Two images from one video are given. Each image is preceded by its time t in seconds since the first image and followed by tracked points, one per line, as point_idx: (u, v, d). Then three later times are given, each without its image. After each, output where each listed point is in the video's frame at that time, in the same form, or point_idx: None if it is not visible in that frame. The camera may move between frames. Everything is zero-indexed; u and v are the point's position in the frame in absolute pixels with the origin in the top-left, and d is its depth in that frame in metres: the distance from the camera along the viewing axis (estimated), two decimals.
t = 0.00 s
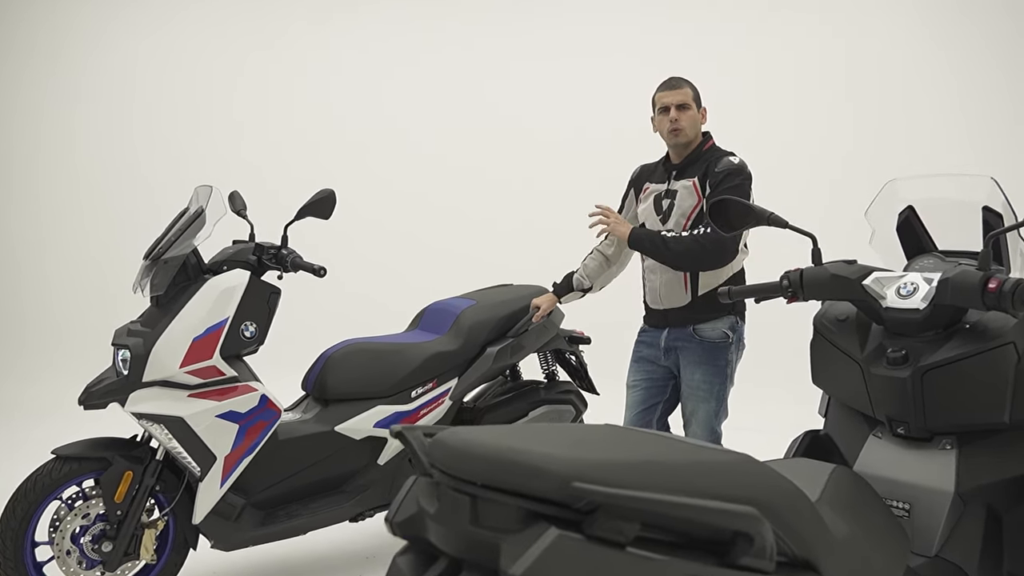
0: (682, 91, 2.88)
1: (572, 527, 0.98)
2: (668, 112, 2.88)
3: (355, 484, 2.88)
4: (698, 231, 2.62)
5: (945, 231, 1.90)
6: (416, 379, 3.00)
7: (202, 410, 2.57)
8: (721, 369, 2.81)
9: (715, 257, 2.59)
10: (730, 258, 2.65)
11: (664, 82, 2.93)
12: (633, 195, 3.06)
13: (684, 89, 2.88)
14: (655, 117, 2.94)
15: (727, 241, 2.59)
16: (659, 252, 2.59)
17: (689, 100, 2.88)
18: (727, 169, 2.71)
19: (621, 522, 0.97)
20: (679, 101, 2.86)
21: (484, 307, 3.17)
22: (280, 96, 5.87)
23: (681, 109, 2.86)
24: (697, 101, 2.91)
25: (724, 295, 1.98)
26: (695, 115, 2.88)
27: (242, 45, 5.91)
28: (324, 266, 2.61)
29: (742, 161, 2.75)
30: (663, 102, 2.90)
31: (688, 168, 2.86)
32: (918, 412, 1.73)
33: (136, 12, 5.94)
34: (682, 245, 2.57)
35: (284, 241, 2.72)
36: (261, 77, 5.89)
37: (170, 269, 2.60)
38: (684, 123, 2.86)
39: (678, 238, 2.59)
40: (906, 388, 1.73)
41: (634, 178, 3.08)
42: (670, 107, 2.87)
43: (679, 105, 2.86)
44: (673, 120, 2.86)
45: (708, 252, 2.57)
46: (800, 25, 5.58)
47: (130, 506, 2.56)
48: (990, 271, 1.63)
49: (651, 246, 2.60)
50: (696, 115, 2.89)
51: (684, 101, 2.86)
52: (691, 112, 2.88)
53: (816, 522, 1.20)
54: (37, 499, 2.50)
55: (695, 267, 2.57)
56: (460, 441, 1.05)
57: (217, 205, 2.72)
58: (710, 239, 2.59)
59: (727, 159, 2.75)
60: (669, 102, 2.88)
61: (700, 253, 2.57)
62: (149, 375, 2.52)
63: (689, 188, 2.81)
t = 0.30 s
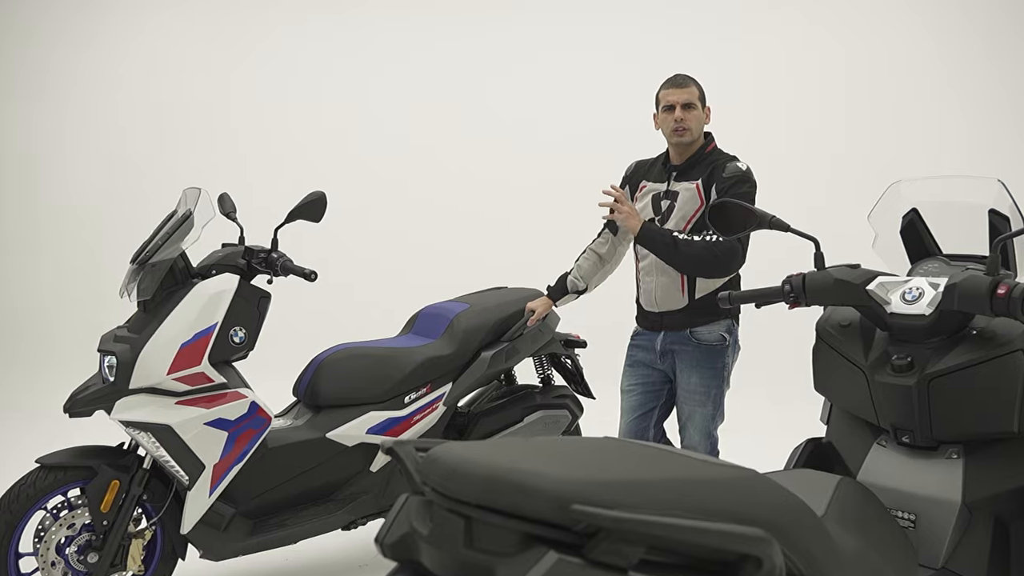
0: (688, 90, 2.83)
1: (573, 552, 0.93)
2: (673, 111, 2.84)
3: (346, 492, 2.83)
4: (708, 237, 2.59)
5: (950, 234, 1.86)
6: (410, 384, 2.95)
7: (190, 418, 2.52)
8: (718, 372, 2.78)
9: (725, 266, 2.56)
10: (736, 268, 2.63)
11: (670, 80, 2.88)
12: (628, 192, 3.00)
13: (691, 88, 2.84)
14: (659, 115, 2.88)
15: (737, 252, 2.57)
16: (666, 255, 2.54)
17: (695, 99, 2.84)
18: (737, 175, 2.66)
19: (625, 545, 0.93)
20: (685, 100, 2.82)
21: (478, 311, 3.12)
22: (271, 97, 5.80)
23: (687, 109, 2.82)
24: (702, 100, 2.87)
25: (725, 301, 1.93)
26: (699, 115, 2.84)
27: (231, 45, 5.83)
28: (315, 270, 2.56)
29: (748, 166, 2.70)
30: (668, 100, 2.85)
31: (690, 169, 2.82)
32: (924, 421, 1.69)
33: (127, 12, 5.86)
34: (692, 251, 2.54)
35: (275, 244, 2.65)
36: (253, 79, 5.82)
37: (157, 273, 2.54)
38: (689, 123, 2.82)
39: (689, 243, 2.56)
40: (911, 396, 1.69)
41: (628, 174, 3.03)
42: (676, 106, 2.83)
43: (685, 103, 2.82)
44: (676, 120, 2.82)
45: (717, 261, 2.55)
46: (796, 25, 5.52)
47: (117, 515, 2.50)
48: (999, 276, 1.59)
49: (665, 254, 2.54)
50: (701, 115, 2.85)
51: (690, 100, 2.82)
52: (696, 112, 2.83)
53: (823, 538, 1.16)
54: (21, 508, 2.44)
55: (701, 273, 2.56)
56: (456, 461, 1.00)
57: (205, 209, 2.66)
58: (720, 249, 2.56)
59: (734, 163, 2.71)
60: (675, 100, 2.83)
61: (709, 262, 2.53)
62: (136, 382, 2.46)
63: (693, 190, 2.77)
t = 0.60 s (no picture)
0: (676, 97, 2.74)
1: None
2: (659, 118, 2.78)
3: (335, 501, 2.77)
4: (710, 260, 2.53)
5: (955, 239, 1.82)
6: (401, 390, 2.89)
7: (175, 426, 2.45)
8: (712, 378, 2.72)
9: (724, 287, 2.53)
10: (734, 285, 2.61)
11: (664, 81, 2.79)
12: (622, 193, 2.94)
13: (678, 94, 2.74)
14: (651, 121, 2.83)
15: (735, 277, 2.54)
16: (669, 284, 2.50)
17: (683, 107, 2.74)
18: (736, 187, 2.57)
19: None
20: (671, 108, 2.74)
21: (471, 315, 3.06)
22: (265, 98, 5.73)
23: (672, 118, 2.75)
24: (693, 105, 2.76)
25: (722, 308, 1.88)
26: (689, 122, 2.75)
27: (224, 43, 5.76)
28: (302, 275, 2.50)
29: (747, 177, 2.59)
30: (656, 107, 2.78)
31: (688, 173, 2.77)
32: (929, 431, 1.64)
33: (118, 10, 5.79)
34: (694, 280, 2.50)
35: (261, 247, 2.58)
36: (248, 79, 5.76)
37: (139, 277, 2.48)
38: (673, 132, 2.75)
39: (689, 271, 2.51)
40: (916, 405, 1.64)
41: (622, 173, 2.96)
42: (661, 114, 2.76)
43: (669, 112, 2.74)
44: (661, 129, 2.77)
45: (717, 285, 2.52)
46: (796, 25, 5.47)
47: (99, 526, 2.43)
48: (1007, 282, 1.54)
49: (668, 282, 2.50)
50: (690, 122, 2.75)
51: (676, 108, 2.74)
52: (684, 119, 2.74)
53: (827, 559, 1.11)
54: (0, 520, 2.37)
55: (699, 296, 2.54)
56: (438, 484, 0.95)
57: (190, 212, 2.59)
58: (718, 274, 2.52)
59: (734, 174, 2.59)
60: (661, 108, 2.76)
61: (710, 287, 2.51)
62: (119, 390, 2.40)
63: (689, 196, 2.73)
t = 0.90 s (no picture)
0: (652, 102, 2.68)
1: None
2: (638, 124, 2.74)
3: (322, 510, 2.71)
4: (698, 264, 2.48)
5: (959, 246, 1.76)
6: (389, 397, 2.82)
7: (155, 435, 2.38)
8: (705, 383, 2.67)
9: (716, 289, 2.49)
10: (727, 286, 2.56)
11: (646, 84, 2.73)
12: (613, 196, 2.90)
13: (653, 100, 2.68)
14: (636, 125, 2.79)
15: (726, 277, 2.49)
16: (655, 288, 2.48)
17: (657, 113, 2.68)
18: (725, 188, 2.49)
19: None
20: (644, 115, 2.69)
21: (461, 319, 3.00)
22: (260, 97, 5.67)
23: (647, 124, 2.69)
24: (671, 110, 2.68)
25: (717, 313, 1.82)
26: (664, 128, 2.68)
27: (216, 43, 5.70)
28: (286, 279, 2.43)
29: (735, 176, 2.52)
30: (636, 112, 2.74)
31: (675, 175, 2.71)
32: (930, 442, 1.58)
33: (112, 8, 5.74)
34: (681, 285, 2.46)
35: (244, 250, 2.51)
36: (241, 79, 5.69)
37: (119, 281, 2.41)
38: (649, 139, 2.71)
39: (677, 274, 2.47)
40: (917, 416, 1.58)
41: (614, 175, 2.91)
42: (637, 121, 2.72)
43: (644, 119, 2.69)
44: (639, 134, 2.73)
45: (710, 287, 2.47)
46: (797, 25, 5.42)
47: (77, 538, 2.36)
48: (1012, 289, 1.49)
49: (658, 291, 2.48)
50: (667, 127, 2.68)
51: (650, 115, 2.68)
52: (659, 126, 2.68)
53: None
54: None
55: (692, 301, 2.50)
56: (414, 509, 0.92)
57: (171, 215, 2.53)
58: (712, 273, 2.48)
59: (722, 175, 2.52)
60: (637, 114, 2.72)
61: (699, 292, 2.46)
62: (97, 398, 2.33)
63: (677, 199, 2.67)
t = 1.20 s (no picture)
0: (626, 103, 2.67)
1: None
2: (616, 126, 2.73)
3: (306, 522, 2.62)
4: (678, 272, 2.43)
5: (958, 250, 1.72)
6: (375, 405, 2.75)
7: (131, 446, 2.30)
8: (697, 395, 2.61)
9: (702, 295, 2.43)
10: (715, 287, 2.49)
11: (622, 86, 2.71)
12: (607, 204, 2.83)
13: (627, 100, 2.67)
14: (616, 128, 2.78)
15: (708, 282, 2.42)
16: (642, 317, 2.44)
17: (632, 113, 2.66)
18: (703, 183, 2.50)
19: None
20: (620, 117, 2.68)
21: (449, 325, 2.93)
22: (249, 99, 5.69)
23: (624, 125, 2.68)
24: (646, 109, 2.66)
25: (709, 322, 1.76)
26: (642, 128, 2.66)
27: (203, 43, 5.72)
28: (267, 286, 2.35)
29: (718, 171, 2.52)
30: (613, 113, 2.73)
31: (660, 177, 2.66)
32: (932, 458, 1.51)
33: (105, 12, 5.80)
34: (667, 303, 2.42)
35: (224, 256, 2.44)
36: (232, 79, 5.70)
37: (95, 287, 2.34)
38: (627, 141, 2.70)
39: (658, 296, 2.43)
40: (918, 431, 1.51)
41: (608, 185, 2.85)
42: (615, 123, 2.71)
43: (621, 120, 2.68)
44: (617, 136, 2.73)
45: (695, 297, 2.42)
46: (797, 24, 5.35)
47: (52, 552, 2.28)
48: (1018, 300, 1.42)
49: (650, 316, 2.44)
50: (644, 127, 2.66)
51: (626, 115, 2.67)
52: (637, 125, 2.67)
53: None
54: None
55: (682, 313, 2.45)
56: (380, 547, 0.87)
57: (149, 219, 2.46)
58: (693, 282, 2.42)
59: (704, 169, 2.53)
60: (614, 117, 2.71)
61: (685, 301, 2.41)
62: (72, 408, 2.25)
63: (660, 199, 2.62)
